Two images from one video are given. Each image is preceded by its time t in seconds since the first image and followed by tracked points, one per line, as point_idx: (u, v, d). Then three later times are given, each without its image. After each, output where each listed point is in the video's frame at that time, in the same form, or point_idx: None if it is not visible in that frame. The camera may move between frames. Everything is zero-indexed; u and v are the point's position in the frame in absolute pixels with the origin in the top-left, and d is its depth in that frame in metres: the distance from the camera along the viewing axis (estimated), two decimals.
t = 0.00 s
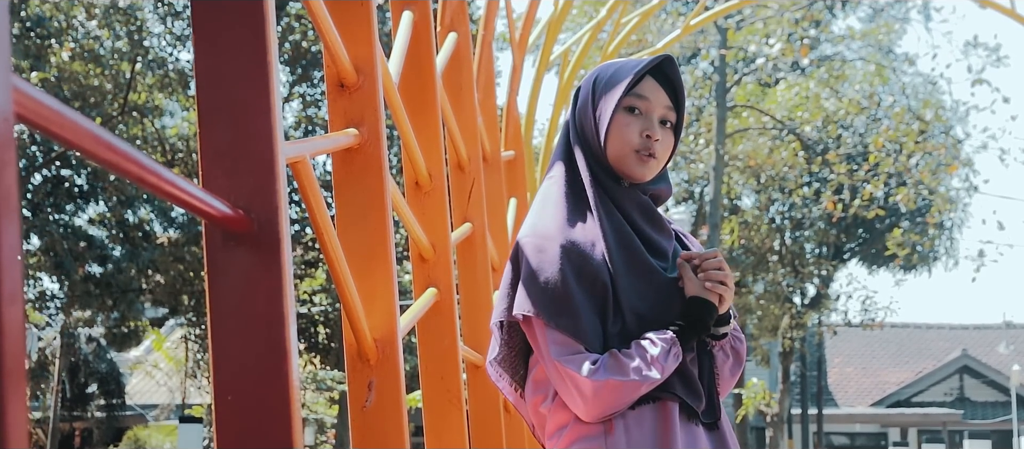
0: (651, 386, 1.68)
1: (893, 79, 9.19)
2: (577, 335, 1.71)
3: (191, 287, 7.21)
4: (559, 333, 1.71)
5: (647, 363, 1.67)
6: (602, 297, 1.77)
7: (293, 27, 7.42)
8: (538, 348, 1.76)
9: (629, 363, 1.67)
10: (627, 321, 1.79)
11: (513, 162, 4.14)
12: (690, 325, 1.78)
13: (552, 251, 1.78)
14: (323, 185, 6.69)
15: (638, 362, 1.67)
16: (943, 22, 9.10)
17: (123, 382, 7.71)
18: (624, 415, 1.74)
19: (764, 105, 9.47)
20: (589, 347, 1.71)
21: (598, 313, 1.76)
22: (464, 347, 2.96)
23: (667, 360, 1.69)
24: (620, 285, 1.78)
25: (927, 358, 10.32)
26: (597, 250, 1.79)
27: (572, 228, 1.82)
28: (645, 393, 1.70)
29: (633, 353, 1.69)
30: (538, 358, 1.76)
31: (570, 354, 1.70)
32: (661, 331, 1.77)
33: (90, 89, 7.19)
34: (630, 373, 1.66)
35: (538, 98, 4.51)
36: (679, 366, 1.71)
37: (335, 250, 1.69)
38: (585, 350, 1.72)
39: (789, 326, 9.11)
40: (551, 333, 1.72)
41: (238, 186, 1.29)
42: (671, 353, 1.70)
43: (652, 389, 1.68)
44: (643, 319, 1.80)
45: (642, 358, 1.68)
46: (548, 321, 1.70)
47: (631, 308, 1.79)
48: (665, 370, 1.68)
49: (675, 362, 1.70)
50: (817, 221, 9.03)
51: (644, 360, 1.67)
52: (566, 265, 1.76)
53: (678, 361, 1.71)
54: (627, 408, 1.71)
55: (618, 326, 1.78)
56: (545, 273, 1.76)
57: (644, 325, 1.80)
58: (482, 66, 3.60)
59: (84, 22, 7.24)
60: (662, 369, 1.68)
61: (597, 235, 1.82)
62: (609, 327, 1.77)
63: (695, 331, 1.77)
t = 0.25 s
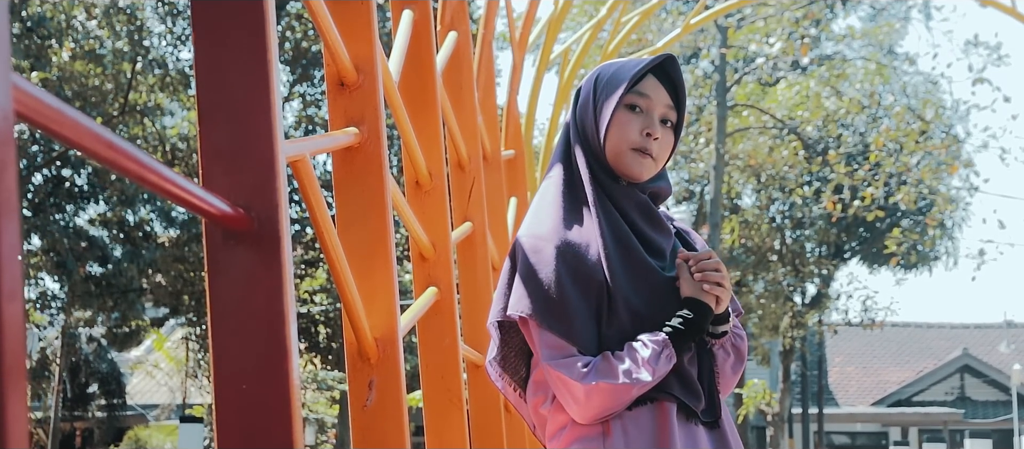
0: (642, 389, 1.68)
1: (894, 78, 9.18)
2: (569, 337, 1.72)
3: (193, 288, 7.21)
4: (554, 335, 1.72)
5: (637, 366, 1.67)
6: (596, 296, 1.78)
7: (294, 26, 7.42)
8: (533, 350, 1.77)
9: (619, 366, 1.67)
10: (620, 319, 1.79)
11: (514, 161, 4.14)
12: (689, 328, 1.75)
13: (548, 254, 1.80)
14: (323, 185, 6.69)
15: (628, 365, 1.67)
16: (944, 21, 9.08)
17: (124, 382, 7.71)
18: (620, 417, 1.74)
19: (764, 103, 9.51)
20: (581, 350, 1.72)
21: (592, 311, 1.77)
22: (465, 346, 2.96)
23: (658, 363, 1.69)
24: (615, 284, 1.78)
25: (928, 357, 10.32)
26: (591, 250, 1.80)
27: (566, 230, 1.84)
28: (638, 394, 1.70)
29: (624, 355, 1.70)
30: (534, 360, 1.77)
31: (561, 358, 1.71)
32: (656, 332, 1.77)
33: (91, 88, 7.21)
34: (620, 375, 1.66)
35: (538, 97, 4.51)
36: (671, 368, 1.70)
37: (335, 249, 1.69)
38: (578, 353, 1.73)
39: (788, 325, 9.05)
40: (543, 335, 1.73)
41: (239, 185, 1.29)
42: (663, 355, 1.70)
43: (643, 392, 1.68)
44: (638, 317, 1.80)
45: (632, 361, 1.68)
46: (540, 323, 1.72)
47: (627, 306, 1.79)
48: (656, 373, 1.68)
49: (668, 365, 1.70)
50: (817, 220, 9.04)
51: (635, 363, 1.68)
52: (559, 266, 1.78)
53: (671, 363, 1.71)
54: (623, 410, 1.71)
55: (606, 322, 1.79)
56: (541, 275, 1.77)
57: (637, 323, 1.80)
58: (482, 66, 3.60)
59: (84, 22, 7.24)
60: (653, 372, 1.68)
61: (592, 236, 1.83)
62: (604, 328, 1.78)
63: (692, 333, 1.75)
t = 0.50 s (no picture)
0: (633, 391, 1.68)
1: (895, 77, 9.18)
2: (561, 338, 1.73)
3: (194, 287, 7.26)
4: (548, 335, 1.73)
5: (628, 369, 1.67)
6: (590, 294, 1.78)
7: (295, 24, 7.42)
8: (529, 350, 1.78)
9: (609, 369, 1.68)
10: (614, 317, 1.79)
11: (515, 160, 4.14)
12: (681, 331, 1.73)
13: (544, 253, 1.80)
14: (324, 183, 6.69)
15: (618, 368, 1.68)
16: (945, 20, 9.06)
17: (126, 381, 7.71)
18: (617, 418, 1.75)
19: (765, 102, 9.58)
20: (574, 351, 1.73)
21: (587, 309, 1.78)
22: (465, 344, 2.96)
23: (649, 365, 1.68)
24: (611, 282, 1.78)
25: (929, 357, 10.31)
26: (587, 249, 1.81)
27: (565, 229, 1.84)
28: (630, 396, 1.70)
29: (615, 358, 1.70)
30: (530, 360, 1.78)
31: (552, 361, 1.72)
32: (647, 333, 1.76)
33: (92, 87, 7.21)
34: (609, 378, 1.67)
35: (539, 96, 4.51)
36: (663, 370, 1.69)
37: (336, 248, 1.69)
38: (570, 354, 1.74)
39: (790, 325, 9.15)
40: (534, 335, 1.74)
41: (240, 183, 1.29)
42: (656, 357, 1.69)
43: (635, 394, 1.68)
44: (632, 314, 1.80)
45: (622, 363, 1.69)
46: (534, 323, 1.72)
47: (621, 305, 1.79)
48: (647, 375, 1.67)
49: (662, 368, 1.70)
50: (818, 219, 9.04)
51: (625, 366, 1.68)
52: (555, 264, 1.78)
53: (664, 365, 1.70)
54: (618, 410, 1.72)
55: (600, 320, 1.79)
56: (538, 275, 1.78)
57: (632, 320, 1.80)
58: (483, 65, 3.60)
59: (84, 20, 7.22)
60: (643, 374, 1.67)
61: (588, 235, 1.83)
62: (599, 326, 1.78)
63: (685, 335, 1.74)
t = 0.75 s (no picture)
0: (626, 393, 1.68)
1: (897, 77, 9.17)
2: (555, 337, 1.73)
3: (195, 286, 7.27)
4: (545, 334, 1.73)
5: (621, 371, 1.67)
6: (586, 294, 1.79)
7: (297, 24, 7.43)
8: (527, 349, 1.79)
9: (601, 370, 1.68)
10: (611, 317, 1.79)
11: (516, 159, 4.14)
12: (676, 332, 1.71)
13: (541, 252, 1.81)
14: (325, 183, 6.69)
15: (611, 368, 1.68)
16: (947, 20, 9.05)
17: (127, 381, 7.71)
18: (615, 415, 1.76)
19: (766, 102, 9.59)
20: (568, 350, 1.74)
21: (582, 310, 1.78)
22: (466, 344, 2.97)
23: (643, 366, 1.67)
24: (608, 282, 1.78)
25: (930, 357, 10.29)
26: (583, 249, 1.81)
27: (562, 229, 1.85)
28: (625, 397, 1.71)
29: (608, 358, 1.71)
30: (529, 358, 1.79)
31: (545, 360, 1.73)
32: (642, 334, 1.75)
33: (93, 86, 7.20)
34: (601, 379, 1.67)
35: (540, 96, 4.51)
36: (656, 371, 1.68)
37: (337, 246, 1.69)
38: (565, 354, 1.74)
39: (791, 324, 9.11)
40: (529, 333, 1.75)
41: (241, 180, 1.29)
42: (651, 358, 1.68)
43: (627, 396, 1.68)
44: (629, 313, 1.79)
45: (615, 363, 1.69)
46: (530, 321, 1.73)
47: (618, 305, 1.79)
48: (640, 376, 1.67)
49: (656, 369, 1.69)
50: (820, 219, 9.04)
51: (618, 366, 1.68)
52: (551, 263, 1.79)
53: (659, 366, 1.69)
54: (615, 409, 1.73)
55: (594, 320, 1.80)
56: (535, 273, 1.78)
57: (628, 319, 1.80)
58: (484, 65, 3.60)
59: (86, 20, 7.21)
60: (636, 376, 1.67)
61: (585, 235, 1.84)
62: (594, 327, 1.79)
63: (680, 336, 1.72)
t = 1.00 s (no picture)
0: (628, 392, 1.68)
1: (901, 76, 9.14)
2: (555, 335, 1.73)
3: (199, 285, 7.27)
4: (545, 333, 1.74)
5: (623, 370, 1.67)
6: (588, 294, 1.79)
7: (299, 24, 7.43)
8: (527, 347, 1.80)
9: (602, 368, 1.68)
10: (612, 317, 1.78)
11: (520, 158, 4.14)
12: (678, 332, 1.71)
13: (543, 251, 1.81)
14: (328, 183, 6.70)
15: (612, 367, 1.68)
16: (952, 19, 9.00)
17: (131, 380, 7.74)
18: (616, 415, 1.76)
19: (770, 102, 9.46)
20: (569, 349, 1.74)
21: (583, 309, 1.78)
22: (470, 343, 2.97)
23: (644, 365, 1.67)
24: (609, 282, 1.77)
25: (935, 357, 10.18)
26: (584, 248, 1.81)
27: (564, 228, 1.85)
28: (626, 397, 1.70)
29: (610, 356, 1.71)
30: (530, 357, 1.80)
31: (547, 359, 1.73)
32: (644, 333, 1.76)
33: (97, 85, 7.20)
34: (602, 377, 1.67)
35: (544, 95, 4.51)
36: (658, 370, 1.68)
37: (340, 244, 1.69)
38: (566, 353, 1.74)
39: (795, 325, 9.25)
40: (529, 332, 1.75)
41: (244, 178, 1.29)
42: (653, 357, 1.68)
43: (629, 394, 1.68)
44: (631, 313, 1.79)
45: (617, 362, 1.69)
46: (531, 320, 1.73)
47: (620, 304, 1.78)
48: (642, 375, 1.67)
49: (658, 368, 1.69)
50: (823, 219, 9.04)
51: (619, 364, 1.68)
52: (552, 262, 1.79)
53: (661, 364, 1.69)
54: (617, 408, 1.73)
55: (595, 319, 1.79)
56: (536, 272, 1.78)
57: (630, 318, 1.79)
58: (488, 64, 3.60)
59: (90, 20, 7.24)
60: (638, 375, 1.67)
61: (587, 234, 1.83)
62: (594, 325, 1.79)
63: (683, 335, 1.72)
